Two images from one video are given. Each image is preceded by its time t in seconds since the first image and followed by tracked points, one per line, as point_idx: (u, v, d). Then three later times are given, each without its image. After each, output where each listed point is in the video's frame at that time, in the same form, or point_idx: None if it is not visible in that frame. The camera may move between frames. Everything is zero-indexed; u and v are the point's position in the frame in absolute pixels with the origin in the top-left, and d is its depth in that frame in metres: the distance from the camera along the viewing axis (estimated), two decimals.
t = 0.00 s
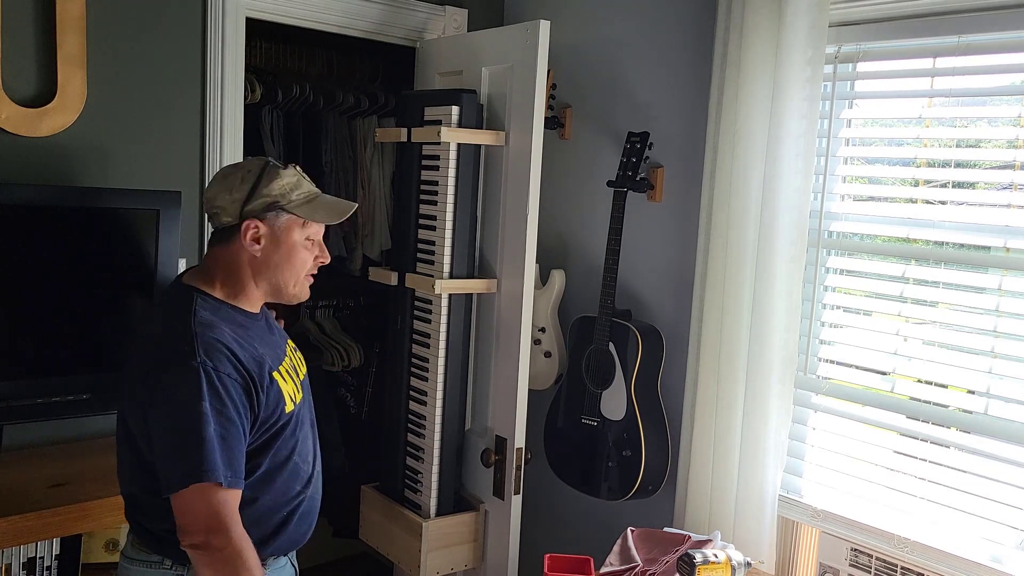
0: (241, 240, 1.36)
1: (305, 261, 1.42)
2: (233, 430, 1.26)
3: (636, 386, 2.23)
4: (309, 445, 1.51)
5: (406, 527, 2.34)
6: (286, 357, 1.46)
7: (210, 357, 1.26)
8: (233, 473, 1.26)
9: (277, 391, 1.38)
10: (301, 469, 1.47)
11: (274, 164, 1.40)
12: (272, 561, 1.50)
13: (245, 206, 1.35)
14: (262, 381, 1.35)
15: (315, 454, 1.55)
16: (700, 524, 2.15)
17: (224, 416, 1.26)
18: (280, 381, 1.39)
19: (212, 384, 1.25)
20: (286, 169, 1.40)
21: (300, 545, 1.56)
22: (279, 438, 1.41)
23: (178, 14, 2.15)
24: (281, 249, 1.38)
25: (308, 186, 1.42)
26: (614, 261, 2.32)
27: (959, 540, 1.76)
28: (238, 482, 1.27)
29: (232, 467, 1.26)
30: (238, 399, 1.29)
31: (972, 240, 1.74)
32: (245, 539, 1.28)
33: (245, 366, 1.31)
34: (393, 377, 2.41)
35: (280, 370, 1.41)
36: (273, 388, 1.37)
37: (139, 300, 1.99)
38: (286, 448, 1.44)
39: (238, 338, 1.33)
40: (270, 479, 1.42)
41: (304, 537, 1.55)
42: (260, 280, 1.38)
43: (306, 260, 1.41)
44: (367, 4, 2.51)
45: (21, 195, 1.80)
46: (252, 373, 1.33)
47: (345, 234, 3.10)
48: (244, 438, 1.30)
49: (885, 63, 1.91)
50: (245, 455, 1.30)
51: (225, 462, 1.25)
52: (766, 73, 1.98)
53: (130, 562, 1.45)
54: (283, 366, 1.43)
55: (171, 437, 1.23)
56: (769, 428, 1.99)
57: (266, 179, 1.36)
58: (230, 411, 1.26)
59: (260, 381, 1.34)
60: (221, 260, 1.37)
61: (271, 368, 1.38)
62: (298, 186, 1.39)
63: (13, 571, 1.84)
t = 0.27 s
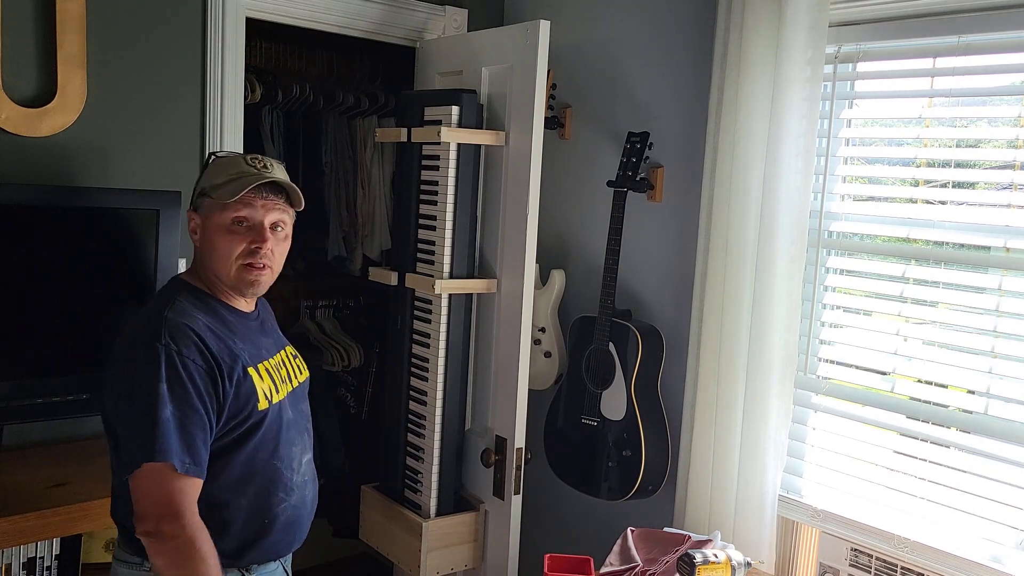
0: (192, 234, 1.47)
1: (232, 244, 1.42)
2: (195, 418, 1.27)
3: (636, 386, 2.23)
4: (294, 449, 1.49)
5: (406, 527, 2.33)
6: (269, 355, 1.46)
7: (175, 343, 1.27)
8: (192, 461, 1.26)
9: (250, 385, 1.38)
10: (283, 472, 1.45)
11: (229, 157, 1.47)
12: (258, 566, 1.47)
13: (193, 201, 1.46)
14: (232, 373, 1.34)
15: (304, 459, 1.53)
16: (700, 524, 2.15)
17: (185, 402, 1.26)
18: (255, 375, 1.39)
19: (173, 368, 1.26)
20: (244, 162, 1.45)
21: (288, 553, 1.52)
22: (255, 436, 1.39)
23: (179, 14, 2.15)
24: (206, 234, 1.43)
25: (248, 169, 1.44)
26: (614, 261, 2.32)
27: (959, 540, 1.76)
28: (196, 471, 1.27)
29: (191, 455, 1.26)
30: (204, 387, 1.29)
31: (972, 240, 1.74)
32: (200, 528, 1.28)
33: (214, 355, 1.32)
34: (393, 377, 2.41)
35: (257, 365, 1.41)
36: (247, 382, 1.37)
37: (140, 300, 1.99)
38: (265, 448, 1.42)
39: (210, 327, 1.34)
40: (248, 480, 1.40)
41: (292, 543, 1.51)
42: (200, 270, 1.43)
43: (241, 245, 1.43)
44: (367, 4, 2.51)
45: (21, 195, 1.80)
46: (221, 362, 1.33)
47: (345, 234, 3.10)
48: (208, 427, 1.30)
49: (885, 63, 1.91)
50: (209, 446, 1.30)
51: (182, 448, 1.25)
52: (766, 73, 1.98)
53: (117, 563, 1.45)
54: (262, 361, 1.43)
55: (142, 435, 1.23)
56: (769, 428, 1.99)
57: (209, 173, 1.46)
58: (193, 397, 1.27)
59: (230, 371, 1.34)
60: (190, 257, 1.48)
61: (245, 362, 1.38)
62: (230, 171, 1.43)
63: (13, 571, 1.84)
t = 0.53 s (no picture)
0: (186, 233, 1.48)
1: (224, 242, 1.43)
2: (154, 412, 1.26)
3: (636, 386, 2.23)
4: (271, 455, 1.47)
5: (406, 527, 2.33)
6: (252, 356, 1.45)
7: (140, 336, 1.28)
8: (148, 456, 1.25)
9: (220, 384, 1.37)
10: (256, 477, 1.43)
11: (224, 158, 1.49)
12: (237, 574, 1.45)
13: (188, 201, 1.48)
14: (200, 370, 1.34)
15: (284, 466, 1.50)
16: (700, 524, 2.15)
17: (144, 396, 1.26)
18: (227, 375, 1.38)
19: (134, 361, 1.26)
20: (238, 161, 1.46)
21: (270, 560, 1.50)
22: (225, 437, 1.38)
23: (179, 14, 2.15)
24: (198, 233, 1.44)
25: (240, 168, 1.45)
26: (614, 261, 2.32)
27: (959, 540, 1.76)
28: (153, 467, 1.25)
29: (149, 450, 1.25)
30: (167, 383, 1.29)
31: (972, 240, 1.74)
32: (149, 528, 1.25)
33: (181, 351, 1.32)
34: (392, 377, 2.41)
35: (232, 365, 1.40)
36: (217, 379, 1.36)
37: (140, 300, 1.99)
38: (237, 452, 1.40)
39: (183, 324, 1.34)
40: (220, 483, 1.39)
41: (269, 552, 1.48)
42: (192, 268, 1.44)
43: (233, 242, 1.43)
44: (367, 4, 2.51)
45: (21, 195, 1.80)
46: (189, 359, 1.32)
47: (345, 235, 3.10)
48: (170, 423, 1.29)
49: (885, 63, 1.91)
50: (170, 444, 1.29)
51: (137, 442, 1.24)
52: (766, 73, 1.98)
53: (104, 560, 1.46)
54: (240, 362, 1.41)
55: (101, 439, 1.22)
56: (769, 427, 1.99)
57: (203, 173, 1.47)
58: (153, 391, 1.26)
59: (199, 369, 1.34)
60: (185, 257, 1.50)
61: (218, 360, 1.37)
62: (223, 170, 1.45)
63: (14, 571, 1.84)
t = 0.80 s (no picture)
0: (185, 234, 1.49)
1: (219, 240, 1.43)
2: (130, 412, 1.26)
3: (636, 386, 2.23)
4: (259, 458, 1.45)
5: (406, 527, 2.34)
6: (241, 357, 1.44)
7: (120, 334, 1.28)
8: (122, 455, 1.25)
9: (203, 384, 1.36)
10: (242, 480, 1.42)
11: (224, 158, 1.49)
12: None
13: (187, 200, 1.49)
14: (181, 371, 1.33)
15: (273, 469, 1.48)
16: (700, 524, 2.15)
17: (119, 395, 1.26)
18: (210, 376, 1.37)
19: (113, 360, 1.26)
20: (237, 161, 1.46)
21: (260, 563, 1.49)
22: (207, 439, 1.37)
23: (179, 14, 2.15)
24: (195, 231, 1.45)
25: (238, 168, 1.45)
26: (614, 261, 2.32)
27: (960, 540, 1.76)
28: (126, 466, 1.26)
29: (123, 449, 1.25)
30: (145, 382, 1.29)
31: (971, 240, 1.74)
32: (122, 526, 1.26)
33: (162, 351, 1.31)
34: (392, 377, 2.41)
35: (217, 366, 1.39)
36: (200, 380, 1.36)
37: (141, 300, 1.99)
38: (221, 454, 1.39)
39: (165, 323, 1.34)
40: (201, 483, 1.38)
41: (254, 556, 1.47)
42: (188, 267, 1.44)
43: (229, 242, 1.43)
44: (367, 4, 2.51)
45: (21, 196, 1.80)
46: (170, 359, 1.32)
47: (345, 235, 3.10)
48: (147, 423, 1.29)
49: (885, 63, 1.91)
50: (147, 445, 1.29)
51: (110, 440, 1.25)
52: (766, 73, 1.98)
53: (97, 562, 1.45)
54: (227, 363, 1.40)
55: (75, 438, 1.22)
56: (769, 427, 1.99)
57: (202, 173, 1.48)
58: (130, 391, 1.26)
59: (179, 368, 1.33)
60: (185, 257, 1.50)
61: (201, 361, 1.36)
62: (221, 170, 1.45)
63: (14, 571, 1.84)
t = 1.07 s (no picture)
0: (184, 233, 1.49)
1: (219, 242, 1.43)
2: (133, 408, 1.25)
3: (635, 386, 2.23)
4: (261, 456, 1.45)
5: (406, 527, 2.34)
6: (240, 356, 1.44)
7: (123, 332, 1.27)
8: (124, 452, 1.23)
9: (205, 382, 1.36)
10: (243, 479, 1.42)
11: (227, 159, 1.49)
12: None
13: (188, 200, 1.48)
14: (183, 369, 1.33)
15: (274, 467, 1.48)
16: (700, 524, 2.15)
17: (123, 392, 1.25)
18: (211, 374, 1.37)
19: (117, 357, 1.26)
20: (240, 163, 1.47)
21: (260, 563, 1.49)
22: (210, 437, 1.37)
23: (179, 14, 2.15)
24: (195, 231, 1.45)
25: (242, 170, 1.45)
26: (614, 261, 2.32)
27: (960, 540, 1.76)
28: (128, 464, 1.24)
29: (126, 447, 1.24)
30: (147, 379, 1.28)
31: (971, 240, 1.75)
32: (128, 513, 1.22)
33: (164, 349, 1.31)
34: (392, 377, 2.41)
35: (217, 364, 1.39)
36: (200, 379, 1.36)
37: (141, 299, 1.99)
38: (223, 452, 1.39)
39: (166, 322, 1.34)
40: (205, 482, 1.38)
41: (257, 554, 1.47)
42: (188, 267, 1.44)
43: (229, 243, 1.43)
44: (367, 4, 2.51)
45: (21, 196, 1.80)
46: (171, 357, 1.32)
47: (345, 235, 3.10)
48: (149, 420, 1.28)
49: (885, 63, 1.91)
50: (148, 443, 1.27)
51: (112, 438, 1.23)
52: (766, 73, 1.98)
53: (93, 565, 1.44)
54: (228, 362, 1.41)
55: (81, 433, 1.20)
56: (770, 426, 1.99)
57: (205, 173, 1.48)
58: (133, 387, 1.26)
59: (181, 367, 1.33)
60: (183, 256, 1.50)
61: (202, 360, 1.37)
62: (224, 171, 1.45)
63: (14, 571, 1.84)
